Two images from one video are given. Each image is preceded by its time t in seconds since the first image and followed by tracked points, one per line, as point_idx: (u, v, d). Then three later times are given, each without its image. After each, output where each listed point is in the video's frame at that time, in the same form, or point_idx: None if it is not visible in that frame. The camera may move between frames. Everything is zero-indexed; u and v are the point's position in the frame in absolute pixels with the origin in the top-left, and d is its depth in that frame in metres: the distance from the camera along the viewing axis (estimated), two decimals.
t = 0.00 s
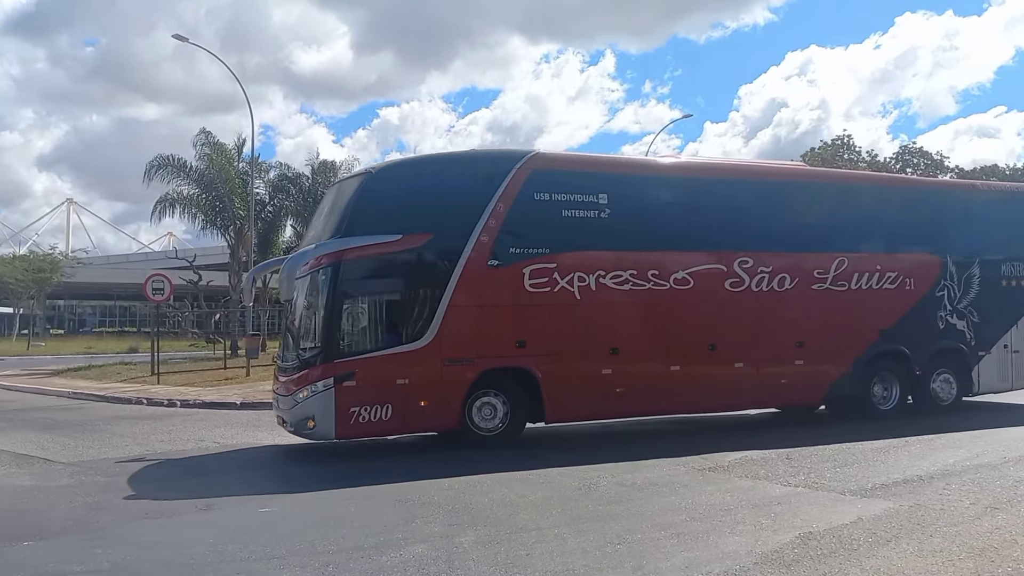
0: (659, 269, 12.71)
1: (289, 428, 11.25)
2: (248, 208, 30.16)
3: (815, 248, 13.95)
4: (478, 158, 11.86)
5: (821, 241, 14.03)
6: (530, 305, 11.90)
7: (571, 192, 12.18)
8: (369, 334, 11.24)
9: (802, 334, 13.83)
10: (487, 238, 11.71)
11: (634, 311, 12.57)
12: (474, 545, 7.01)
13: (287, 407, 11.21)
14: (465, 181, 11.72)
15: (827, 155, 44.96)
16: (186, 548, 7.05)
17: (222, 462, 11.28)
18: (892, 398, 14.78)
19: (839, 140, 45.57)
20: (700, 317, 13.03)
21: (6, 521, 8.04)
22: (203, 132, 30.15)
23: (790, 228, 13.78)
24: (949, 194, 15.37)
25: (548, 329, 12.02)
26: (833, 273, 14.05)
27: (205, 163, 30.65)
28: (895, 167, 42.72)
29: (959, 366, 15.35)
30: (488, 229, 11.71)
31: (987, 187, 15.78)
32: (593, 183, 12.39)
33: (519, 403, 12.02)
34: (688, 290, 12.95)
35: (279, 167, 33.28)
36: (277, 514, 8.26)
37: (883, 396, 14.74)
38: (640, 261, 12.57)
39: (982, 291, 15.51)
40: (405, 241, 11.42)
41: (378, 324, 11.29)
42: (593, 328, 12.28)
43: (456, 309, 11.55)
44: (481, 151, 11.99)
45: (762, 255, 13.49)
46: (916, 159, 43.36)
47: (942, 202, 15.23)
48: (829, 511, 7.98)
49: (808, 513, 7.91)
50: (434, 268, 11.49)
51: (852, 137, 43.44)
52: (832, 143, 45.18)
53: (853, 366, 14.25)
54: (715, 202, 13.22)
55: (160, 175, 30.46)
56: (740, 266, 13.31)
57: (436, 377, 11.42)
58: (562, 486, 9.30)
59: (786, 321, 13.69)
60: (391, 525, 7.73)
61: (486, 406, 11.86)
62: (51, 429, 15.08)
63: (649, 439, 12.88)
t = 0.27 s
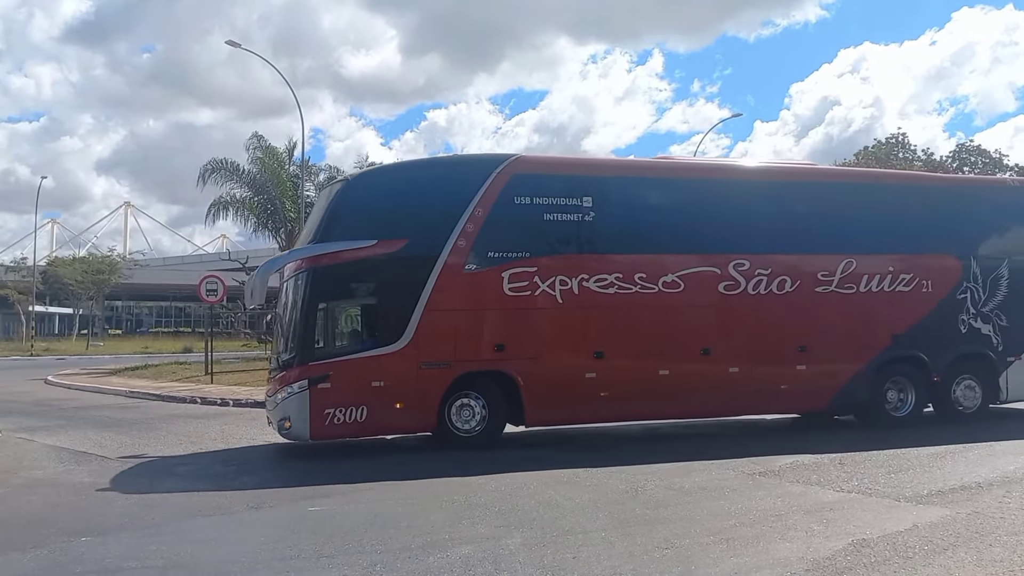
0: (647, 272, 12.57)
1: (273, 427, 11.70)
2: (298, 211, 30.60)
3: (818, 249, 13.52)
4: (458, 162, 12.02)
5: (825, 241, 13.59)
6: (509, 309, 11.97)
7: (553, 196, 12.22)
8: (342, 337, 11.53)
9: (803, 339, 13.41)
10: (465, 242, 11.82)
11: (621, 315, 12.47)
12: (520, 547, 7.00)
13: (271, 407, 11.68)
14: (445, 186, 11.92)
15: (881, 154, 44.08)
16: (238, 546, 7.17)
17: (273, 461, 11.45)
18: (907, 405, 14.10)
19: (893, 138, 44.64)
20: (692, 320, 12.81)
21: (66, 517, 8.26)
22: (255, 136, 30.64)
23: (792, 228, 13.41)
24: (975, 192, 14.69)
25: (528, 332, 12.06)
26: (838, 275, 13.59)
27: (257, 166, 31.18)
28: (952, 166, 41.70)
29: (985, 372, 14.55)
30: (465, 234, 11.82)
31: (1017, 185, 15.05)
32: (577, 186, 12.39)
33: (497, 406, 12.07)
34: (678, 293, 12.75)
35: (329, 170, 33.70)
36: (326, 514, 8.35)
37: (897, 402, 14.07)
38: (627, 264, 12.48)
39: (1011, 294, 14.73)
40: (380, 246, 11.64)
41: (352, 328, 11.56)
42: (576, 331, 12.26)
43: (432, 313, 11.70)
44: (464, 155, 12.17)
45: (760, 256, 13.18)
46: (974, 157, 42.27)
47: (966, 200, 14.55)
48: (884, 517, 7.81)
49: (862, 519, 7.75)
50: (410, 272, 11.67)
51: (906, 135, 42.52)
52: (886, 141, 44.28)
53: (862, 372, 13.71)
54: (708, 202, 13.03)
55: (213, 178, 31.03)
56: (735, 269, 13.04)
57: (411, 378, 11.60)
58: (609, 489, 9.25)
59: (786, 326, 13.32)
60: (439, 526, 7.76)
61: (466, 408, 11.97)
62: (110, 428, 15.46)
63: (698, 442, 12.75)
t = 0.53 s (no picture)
0: (620, 274, 12.54)
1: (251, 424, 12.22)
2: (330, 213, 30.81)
3: (800, 248, 13.19)
4: (432, 166, 12.23)
5: (809, 241, 13.24)
6: (478, 310, 12.14)
7: (522, 198, 12.36)
8: (314, 337, 11.93)
9: (787, 340, 13.12)
10: (433, 245, 12.06)
11: (595, 317, 12.50)
12: (549, 548, 7.00)
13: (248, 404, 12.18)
14: (415, 190, 12.16)
15: (916, 153, 43.47)
16: (269, 544, 7.22)
17: (303, 461, 11.54)
18: (901, 409, 13.70)
19: (928, 137, 44.00)
20: (669, 322, 12.72)
21: (101, 515, 8.38)
22: (287, 138, 30.87)
23: (773, 228, 13.12)
24: (975, 191, 14.13)
25: (497, 334, 12.22)
26: (824, 276, 13.21)
27: (289, 168, 31.44)
28: (989, 165, 41.01)
29: (987, 376, 13.94)
30: (433, 237, 12.04)
31: None
32: (549, 188, 12.48)
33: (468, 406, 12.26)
34: (653, 294, 12.67)
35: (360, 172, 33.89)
36: (356, 514, 8.39)
37: (890, 407, 13.68)
38: (600, 266, 12.48)
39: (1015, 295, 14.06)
40: (350, 248, 11.97)
41: (323, 328, 11.95)
42: (544, 333, 12.36)
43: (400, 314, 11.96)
44: (437, 160, 12.38)
45: (740, 257, 12.95)
46: (1012, 156, 41.53)
47: (965, 200, 14.02)
48: (918, 521, 7.70)
49: (896, 523, 7.64)
50: (379, 274, 11.97)
51: (942, 134, 41.88)
52: (921, 140, 43.66)
53: (850, 375, 13.35)
54: (687, 202, 12.89)
55: (246, 180, 31.31)
56: (713, 270, 12.85)
57: (376, 379, 11.93)
58: (638, 491, 9.21)
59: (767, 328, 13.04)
60: (467, 526, 7.77)
61: (435, 409, 12.22)
62: (144, 426, 15.67)
63: (728, 444, 12.65)
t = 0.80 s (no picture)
0: (583, 275, 12.50)
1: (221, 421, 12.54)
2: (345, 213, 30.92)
3: (766, 249, 12.97)
4: (397, 171, 12.42)
5: (774, 242, 13.00)
6: (440, 312, 12.24)
7: (484, 202, 12.45)
8: (279, 339, 12.16)
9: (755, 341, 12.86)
10: (395, 249, 12.21)
11: (560, 319, 12.49)
12: (563, 550, 6.98)
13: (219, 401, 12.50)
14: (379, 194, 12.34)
15: (933, 153, 43.18)
16: (284, 544, 7.25)
17: (317, 462, 11.58)
18: (877, 412, 13.30)
19: (945, 137, 43.69)
20: (633, 324, 12.61)
21: (116, 514, 8.42)
22: (303, 139, 30.98)
23: (736, 229, 12.94)
24: (957, 189, 13.59)
25: (459, 335, 12.29)
26: (794, 277, 12.95)
27: (305, 169, 31.58)
28: (1008, 165, 40.66)
29: (970, 380, 13.46)
30: (395, 240, 12.21)
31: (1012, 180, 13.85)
32: (511, 192, 12.55)
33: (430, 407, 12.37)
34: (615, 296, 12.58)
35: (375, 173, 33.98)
36: (369, 514, 8.40)
37: (865, 409, 13.27)
38: (563, 268, 12.48)
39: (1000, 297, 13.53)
40: (314, 251, 12.19)
41: (288, 330, 12.17)
42: (506, 335, 12.37)
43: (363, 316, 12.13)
44: (402, 164, 12.55)
45: (706, 258, 12.80)
46: None
47: (945, 197, 13.49)
48: (935, 524, 7.63)
49: (912, 526, 7.58)
50: (344, 277, 12.17)
51: (960, 133, 41.56)
52: (938, 140, 43.35)
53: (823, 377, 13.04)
54: (658, 204, 12.82)
55: (261, 181, 31.44)
56: (679, 271, 12.71)
57: (337, 380, 12.09)
58: (652, 492, 9.17)
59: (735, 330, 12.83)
60: (481, 527, 7.77)
61: (397, 408, 12.37)
62: (161, 426, 15.76)
63: (743, 446, 12.59)
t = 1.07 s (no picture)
0: (547, 277, 12.66)
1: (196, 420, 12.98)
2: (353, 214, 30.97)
3: (734, 250, 12.91)
4: (363, 176, 12.72)
5: (743, 243, 12.94)
6: (405, 314, 12.54)
7: (449, 205, 12.64)
8: (249, 340, 12.58)
9: (721, 341, 12.86)
10: (360, 252, 12.52)
11: (524, 319, 12.70)
12: (571, 550, 6.97)
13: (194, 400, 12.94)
14: (348, 198, 12.64)
15: (944, 153, 43.00)
16: (293, 544, 7.27)
17: (326, 462, 11.61)
18: (849, 413, 13.19)
19: (956, 136, 43.50)
20: (596, 325, 12.74)
21: (126, 514, 8.47)
22: (310, 142, 31.02)
23: (702, 229, 12.89)
24: (935, 188, 13.31)
25: (423, 336, 12.59)
26: (761, 277, 12.89)
27: (313, 171, 31.65)
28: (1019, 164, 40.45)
29: (945, 381, 13.20)
30: (361, 244, 12.52)
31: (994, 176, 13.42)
32: (477, 195, 12.71)
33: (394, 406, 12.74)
34: (579, 297, 12.72)
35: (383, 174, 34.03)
36: (378, 514, 8.42)
37: (835, 413, 13.17)
38: (527, 269, 12.64)
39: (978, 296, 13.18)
40: (283, 255, 12.57)
41: (258, 331, 12.57)
42: (471, 335, 12.64)
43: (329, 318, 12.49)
44: (371, 169, 12.83)
45: (672, 259, 12.82)
46: None
47: (922, 197, 13.23)
48: (946, 525, 7.59)
49: (922, 527, 7.54)
50: (313, 279, 12.53)
51: (970, 133, 41.41)
52: (949, 139, 43.18)
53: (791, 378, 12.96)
54: (639, 206, 12.86)
55: (271, 182, 31.49)
56: (643, 272, 12.78)
57: (304, 380, 12.47)
58: (661, 493, 9.16)
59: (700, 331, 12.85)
60: (489, 527, 7.77)
61: (363, 407, 12.79)
62: (171, 427, 15.82)
63: (751, 446, 12.57)
